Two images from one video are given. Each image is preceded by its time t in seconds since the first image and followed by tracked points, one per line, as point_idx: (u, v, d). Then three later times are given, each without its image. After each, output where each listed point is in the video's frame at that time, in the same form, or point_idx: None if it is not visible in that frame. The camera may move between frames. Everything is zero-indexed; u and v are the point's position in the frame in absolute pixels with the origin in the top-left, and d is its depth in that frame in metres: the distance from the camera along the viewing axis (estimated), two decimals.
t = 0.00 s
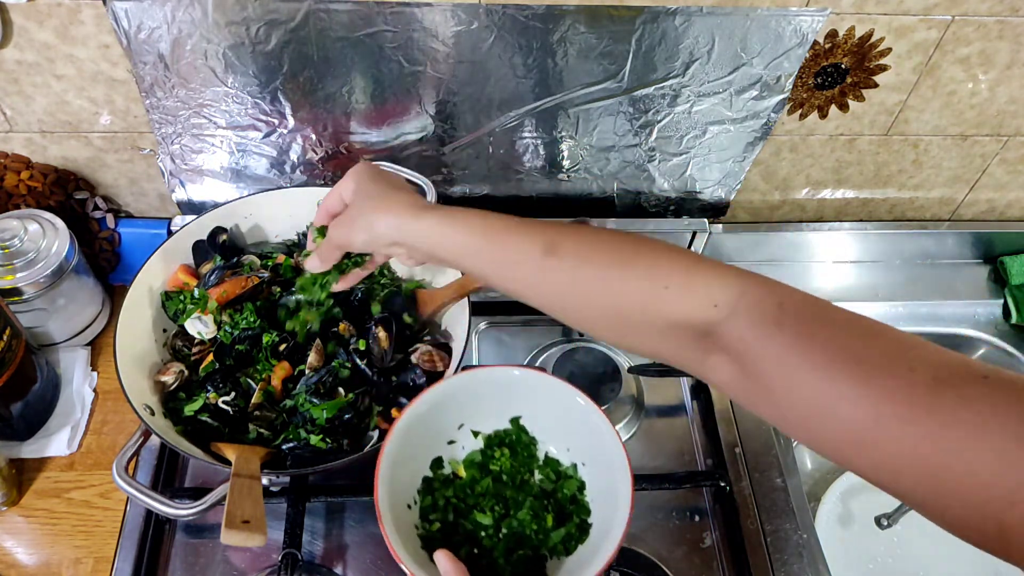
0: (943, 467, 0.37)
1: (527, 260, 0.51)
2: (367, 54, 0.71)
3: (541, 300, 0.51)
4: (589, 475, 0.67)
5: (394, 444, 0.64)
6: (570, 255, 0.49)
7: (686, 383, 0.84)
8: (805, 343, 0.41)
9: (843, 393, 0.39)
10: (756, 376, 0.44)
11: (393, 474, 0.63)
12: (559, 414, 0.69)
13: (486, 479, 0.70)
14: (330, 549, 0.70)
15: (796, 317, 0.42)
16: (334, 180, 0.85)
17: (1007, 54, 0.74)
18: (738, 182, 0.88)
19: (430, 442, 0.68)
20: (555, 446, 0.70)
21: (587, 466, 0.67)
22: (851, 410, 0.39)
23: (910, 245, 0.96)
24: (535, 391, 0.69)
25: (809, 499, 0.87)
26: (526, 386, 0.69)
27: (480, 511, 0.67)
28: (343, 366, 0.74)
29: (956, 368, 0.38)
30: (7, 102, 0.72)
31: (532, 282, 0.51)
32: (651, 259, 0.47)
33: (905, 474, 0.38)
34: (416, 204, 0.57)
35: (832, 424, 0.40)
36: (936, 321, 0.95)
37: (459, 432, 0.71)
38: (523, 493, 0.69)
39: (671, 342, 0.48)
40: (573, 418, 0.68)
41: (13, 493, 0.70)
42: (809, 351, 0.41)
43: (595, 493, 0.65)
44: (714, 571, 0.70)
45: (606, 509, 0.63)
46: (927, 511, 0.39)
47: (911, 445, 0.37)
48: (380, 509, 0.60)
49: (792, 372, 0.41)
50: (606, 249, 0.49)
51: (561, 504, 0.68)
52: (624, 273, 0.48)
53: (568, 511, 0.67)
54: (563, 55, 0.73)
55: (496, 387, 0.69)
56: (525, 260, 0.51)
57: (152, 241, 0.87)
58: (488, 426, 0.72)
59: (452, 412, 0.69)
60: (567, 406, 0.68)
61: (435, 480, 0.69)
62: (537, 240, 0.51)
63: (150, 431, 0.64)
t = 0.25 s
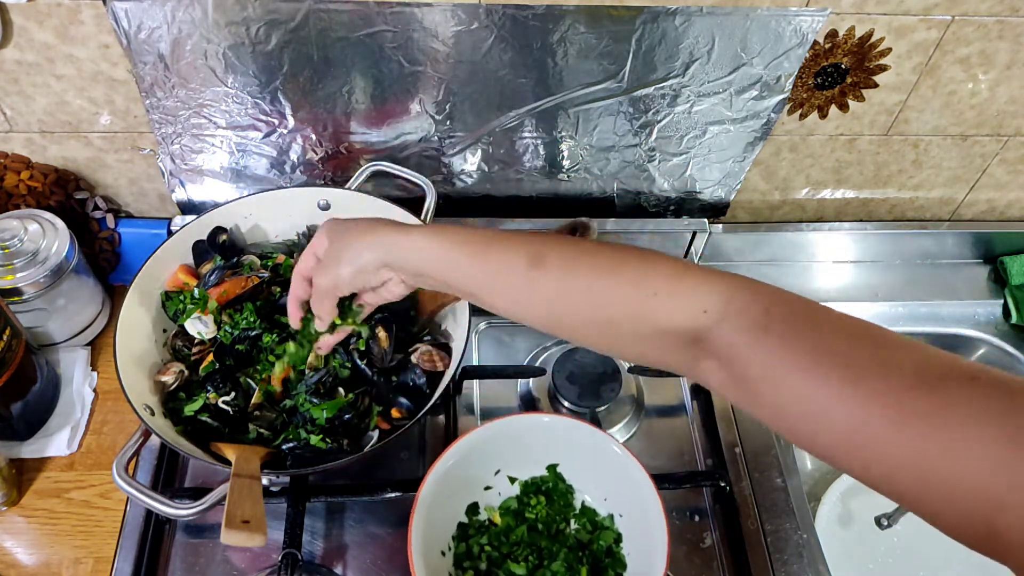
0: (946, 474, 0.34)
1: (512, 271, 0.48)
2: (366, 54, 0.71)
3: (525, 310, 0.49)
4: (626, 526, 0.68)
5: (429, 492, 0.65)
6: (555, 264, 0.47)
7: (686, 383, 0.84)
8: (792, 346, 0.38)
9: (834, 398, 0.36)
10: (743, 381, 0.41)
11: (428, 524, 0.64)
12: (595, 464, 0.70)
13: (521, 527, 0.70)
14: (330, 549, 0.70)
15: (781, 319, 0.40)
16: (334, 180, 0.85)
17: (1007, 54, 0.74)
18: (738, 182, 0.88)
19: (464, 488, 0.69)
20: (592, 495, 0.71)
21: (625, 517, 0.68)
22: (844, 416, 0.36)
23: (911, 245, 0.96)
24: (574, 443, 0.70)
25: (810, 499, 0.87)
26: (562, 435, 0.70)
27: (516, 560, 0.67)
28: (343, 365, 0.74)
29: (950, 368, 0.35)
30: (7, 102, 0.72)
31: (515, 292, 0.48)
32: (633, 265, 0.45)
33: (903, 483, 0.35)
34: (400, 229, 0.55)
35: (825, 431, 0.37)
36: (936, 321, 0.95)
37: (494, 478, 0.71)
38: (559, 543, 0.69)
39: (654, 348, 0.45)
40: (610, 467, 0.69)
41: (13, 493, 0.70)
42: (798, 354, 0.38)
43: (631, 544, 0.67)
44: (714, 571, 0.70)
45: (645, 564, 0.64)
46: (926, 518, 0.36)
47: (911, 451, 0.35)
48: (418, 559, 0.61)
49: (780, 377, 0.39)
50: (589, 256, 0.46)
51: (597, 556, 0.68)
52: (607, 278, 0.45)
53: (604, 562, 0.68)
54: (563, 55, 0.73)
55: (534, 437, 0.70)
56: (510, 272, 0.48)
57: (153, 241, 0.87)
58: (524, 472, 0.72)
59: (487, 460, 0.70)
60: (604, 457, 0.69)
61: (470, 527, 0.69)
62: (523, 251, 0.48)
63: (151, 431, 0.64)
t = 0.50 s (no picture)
0: (939, 462, 0.36)
1: (528, 253, 0.51)
2: (367, 54, 0.71)
3: (542, 291, 0.52)
4: (629, 533, 0.68)
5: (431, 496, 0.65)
6: (570, 247, 0.49)
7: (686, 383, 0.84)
8: (801, 334, 0.40)
9: (836, 386, 0.38)
10: (752, 367, 0.43)
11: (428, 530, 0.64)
12: (597, 470, 0.70)
13: (522, 534, 0.69)
14: (330, 549, 0.70)
15: (792, 307, 0.41)
16: (334, 180, 0.85)
17: (1007, 54, 0.74)
18: (738, 182, 0.89)
19: (465, 492, 0.69)
20: (595, 502, 0.71)
21: (628, 524, 0.68)
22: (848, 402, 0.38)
23: (911, 245, 0.96)
24: (575, 448, 0.70)
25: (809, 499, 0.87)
26: (563, 440, 0.70)
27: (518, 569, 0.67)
28: (343, 365, 0.74)
29: (950, 360, 0.37)
30: (7, 102, 0.72)
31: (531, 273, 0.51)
32: (649, 249, 0.47)
33: (900, 470, 0.37)
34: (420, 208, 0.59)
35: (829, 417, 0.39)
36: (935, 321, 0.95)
37: (494, 483, 0.71)
38: (560, 551, 0.69)
39: (664, 327, 0.48)
40: (615, 475, 0.69)
41: (13, 493, 0.70)
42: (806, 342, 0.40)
43: (634, 551, 0.67)
44: (714, 571, 0.70)
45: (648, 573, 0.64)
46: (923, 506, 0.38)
47: (909, 440, 0.36)
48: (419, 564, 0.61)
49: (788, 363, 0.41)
50: (604, 241, 0.49)
51: (599, 564, 0.68)
52: (620, 263, 0.47)
53: (605, 570, 0.67)
54: (563, 55, 0.73)
55: (537, 441, 0.70)
56: (527, 255, 0.51)
57: (153, 241, 0.87)
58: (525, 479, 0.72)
59: (489, 465, 0.70)
60: (610, 466, 0.69)
61: (470, 534, 0.69)
62: (540, 236, 0.51)
63: (151, 431, 0.64)
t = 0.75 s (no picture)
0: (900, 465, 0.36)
1: (486, 246, 0.51)
2: (366, 54, 0.71)
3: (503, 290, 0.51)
4: (620, 521, 0.68)
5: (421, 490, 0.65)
6: (527, 244, 0.49)
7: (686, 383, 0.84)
8: (754, 343, 0.41)
9: (794, 397, 0.39)
10: (705, 375, 0.44)
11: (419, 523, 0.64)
12: (588, 460, 0.70)
13: (513, 524, 0.69)
14: (330, 549, 0.70)
15: (746, 317, 0.42)
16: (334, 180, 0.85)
17: (1007, 54, 0.74)
18: (738, 182, 0.89)
19: (455, 485, 0.69)
20: (586, 491, 0.71)
21: (619, 513, 0.68)
22: (805, 408, 0.39)
23: (911, 245, 0.96)
24: (566, 440, 0.70)
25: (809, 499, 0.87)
26: (552, 430, 0.70)
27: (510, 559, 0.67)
28: (343, 364, 0.73)
29: (902, 364, 0.38)
30: (7, 102, 0.72)
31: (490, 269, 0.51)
32: (598, 252, 0.47)
33: (861, 476, 0.38)
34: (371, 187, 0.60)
35: (785, 424, 0.40)
36: (936, 321, 0.95)
37: (486, 475, 0.71)
38: (551, 540, 0.69)
39: (615, 332, 0.48)
40: (605, 464, 0.69)
41: (13, 493, 0.70)
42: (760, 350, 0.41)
43: (626, 540, 0.67)
44: (714, 571, 0.70)
45: (641, 562, 0.64)
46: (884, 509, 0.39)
47: (864, 443, 0.37)
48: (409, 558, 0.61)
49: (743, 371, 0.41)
50: (558, 240, 0.49)
51: (590, 552, 0.68)
52: (574, 264, 0.47)
53: (597, 559, 0.68)
54: (563, 55, 0.73)
55: (525, 432, 0.70)
56: (485, 249, 0.51)
57: (153, 241, 0.87)
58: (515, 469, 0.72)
59: (479, 457, 0.70)
60: (600, 454, 0.69)
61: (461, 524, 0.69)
62: (498, 230, 0.51)
63: (151, 431, 0.64)
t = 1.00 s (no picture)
0: (852, 468, 0.37)
1: (427, 266, 0.48)
2: (366, 54, 0.71)
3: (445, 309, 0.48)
4: (602, 515, 0.67)
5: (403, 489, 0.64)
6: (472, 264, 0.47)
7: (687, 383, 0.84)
8: (704, 355, 0.42)
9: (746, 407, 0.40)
10: (660, 391, 0.44)
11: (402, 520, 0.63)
12: (570, 455, 0.70)
13: (497, 521, 0.69)
14: (330, 549, 0.70)
15: (694, 331, 0.43)
16: (335, 180, 0.85)
17: (1007, 54, 0.74)
18: (738, 182, 0.89)
19: (438, 484, 0.68)
20: (568, 486, 0.70)
21: (601, 506, 0.68)
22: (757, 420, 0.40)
23: (911, 245, 0.96)
24: (549, 435, 0.70)
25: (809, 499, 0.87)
26: (531, 427, 0.70)
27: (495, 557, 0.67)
28: (343, 365, 0.73)
29: (847, 369, 0.39)
30: (7, 102, 0.72)
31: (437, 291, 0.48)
32: (551, 269, 0.46)
33: (817, 482, 0.39)
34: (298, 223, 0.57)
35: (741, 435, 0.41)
36: (936, 321, 0.95)
37: (469, 472, 0.70)
38: (534, 537, 0.69)
39: (563, 352, 0.46)
40: (587, 458, 0.69)
41: (13, 493, 0.70)
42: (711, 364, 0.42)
43: (608, 534, 0.66)
44: (714, 571, 0.70)
45: (623, 553, 0.63)
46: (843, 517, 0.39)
47: (815, 448, 0.38)
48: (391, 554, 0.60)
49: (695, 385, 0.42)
50: (504, 257, 0.47)
51: (573, 546, 0.68)
52: (522, 281, 0.46)
53: (581, 553, 0.67)
54: (562, 55, 0.73)
55: (507, 429, 0.70)
56: (425, 268, 0.48)
57: (153, 241, 0.87)
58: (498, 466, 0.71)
59: (462, 454, 0.69)
60: (582, 448, 0.68)
61: (446, 522, 0.68)
62: (440, 247, 0.48)
63: (151, 431, 0.64)
